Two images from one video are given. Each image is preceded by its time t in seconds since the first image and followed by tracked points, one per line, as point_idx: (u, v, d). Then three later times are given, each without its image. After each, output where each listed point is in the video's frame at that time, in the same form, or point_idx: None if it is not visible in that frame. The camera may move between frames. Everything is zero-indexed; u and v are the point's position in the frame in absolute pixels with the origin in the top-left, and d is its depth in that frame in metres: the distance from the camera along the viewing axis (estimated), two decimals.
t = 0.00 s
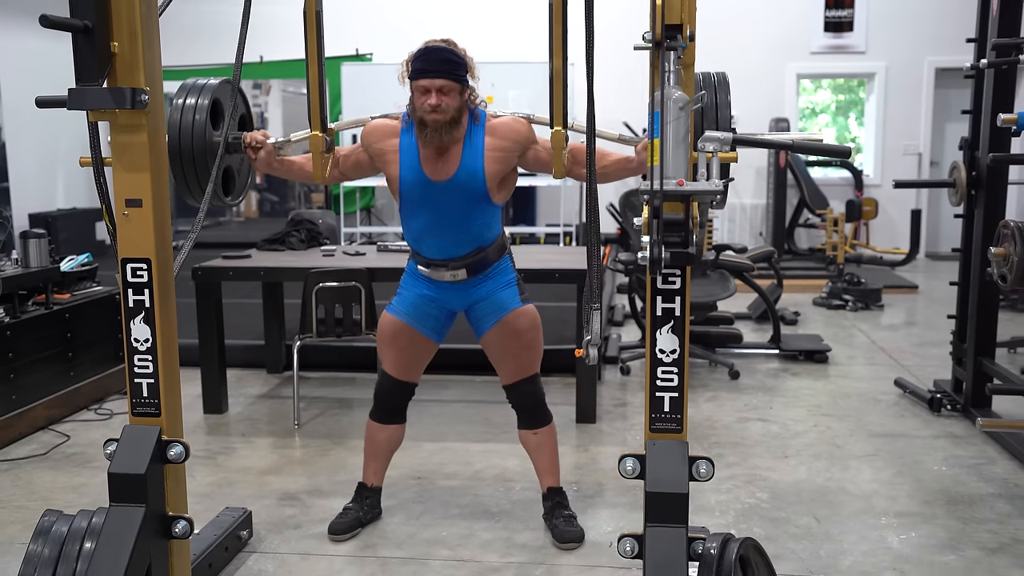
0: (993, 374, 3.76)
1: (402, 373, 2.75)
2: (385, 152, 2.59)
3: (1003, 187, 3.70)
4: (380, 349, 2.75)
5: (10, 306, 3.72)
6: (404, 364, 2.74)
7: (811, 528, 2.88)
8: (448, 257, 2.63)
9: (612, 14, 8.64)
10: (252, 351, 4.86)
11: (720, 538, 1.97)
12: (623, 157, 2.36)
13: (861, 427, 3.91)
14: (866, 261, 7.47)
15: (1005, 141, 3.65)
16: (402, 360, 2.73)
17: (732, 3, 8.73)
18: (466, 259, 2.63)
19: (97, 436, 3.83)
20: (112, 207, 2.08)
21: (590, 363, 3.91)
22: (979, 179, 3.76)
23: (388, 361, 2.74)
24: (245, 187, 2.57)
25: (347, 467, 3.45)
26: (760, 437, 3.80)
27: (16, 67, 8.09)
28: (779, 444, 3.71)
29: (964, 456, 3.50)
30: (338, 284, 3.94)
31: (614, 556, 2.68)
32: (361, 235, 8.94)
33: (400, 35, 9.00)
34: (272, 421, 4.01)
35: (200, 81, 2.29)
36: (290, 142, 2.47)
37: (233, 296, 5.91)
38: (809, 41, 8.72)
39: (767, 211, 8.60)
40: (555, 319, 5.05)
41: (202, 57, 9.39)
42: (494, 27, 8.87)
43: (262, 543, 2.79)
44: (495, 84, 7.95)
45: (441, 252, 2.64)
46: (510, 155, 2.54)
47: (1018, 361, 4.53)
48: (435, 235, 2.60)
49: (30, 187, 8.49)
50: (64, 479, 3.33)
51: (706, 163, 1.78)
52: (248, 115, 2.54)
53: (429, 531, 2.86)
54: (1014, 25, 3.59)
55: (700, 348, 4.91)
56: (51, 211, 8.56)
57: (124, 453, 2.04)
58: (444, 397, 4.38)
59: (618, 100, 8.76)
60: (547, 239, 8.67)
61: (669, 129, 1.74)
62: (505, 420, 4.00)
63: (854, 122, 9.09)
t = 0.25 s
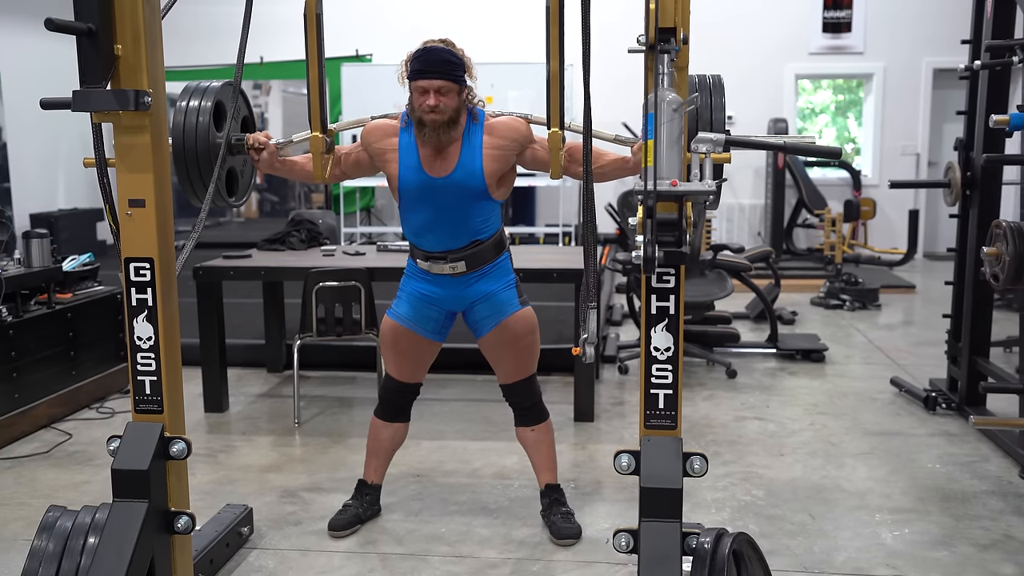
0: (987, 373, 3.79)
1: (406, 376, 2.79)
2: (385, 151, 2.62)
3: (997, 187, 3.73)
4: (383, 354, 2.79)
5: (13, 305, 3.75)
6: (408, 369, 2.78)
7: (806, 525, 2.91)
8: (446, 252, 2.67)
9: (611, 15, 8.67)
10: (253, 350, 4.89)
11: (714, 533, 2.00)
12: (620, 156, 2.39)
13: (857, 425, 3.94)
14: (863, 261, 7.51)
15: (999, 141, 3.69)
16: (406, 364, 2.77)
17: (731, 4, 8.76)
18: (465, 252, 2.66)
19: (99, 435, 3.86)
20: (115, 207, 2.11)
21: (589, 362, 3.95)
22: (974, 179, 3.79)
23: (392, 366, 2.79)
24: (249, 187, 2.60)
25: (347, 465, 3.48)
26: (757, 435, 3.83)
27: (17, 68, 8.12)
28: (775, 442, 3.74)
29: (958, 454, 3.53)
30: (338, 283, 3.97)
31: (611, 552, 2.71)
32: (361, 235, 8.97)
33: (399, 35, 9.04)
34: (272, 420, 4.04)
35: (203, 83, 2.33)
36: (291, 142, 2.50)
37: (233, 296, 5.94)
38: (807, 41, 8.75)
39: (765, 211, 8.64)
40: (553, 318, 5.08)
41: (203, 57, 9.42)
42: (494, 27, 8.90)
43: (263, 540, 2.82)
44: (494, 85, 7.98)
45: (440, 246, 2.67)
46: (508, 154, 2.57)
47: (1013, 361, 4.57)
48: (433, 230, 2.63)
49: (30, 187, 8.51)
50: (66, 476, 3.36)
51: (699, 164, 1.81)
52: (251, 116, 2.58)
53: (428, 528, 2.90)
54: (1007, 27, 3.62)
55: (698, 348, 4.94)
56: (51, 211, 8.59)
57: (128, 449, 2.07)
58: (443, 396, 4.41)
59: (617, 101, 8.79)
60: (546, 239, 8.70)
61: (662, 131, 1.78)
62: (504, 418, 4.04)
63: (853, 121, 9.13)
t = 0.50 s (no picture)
0: (981, 372, 3.82)
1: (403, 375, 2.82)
2: (385, 151, 2.65)
3: (992, 187, 3.76)
4: (380, 353, 2.82)
5: (15, 305, 3.78)
6: (405, 369, 2.81)
7: (801, 522, 2.94)
8: (444, 251, 2.69)
9: (609, 16, 8.70)
10: (253, 349, 4.92)
11: (707, 529, 2.03)
12: (618, 156, 2.42)
13: (852, 423, 3.97)
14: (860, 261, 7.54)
15: (994, 142, 3.71)
16: (404, 364, 2.80)
17: (729, 4, 8.79)
18: (463, 252, 2.69)
19: (100, 433, 3.89)
20: (117, 208, 2.14)
21: (586, 361, 3.97)
22: (968, 179, 3.82)
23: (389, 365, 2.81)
24: (250, 188, 2.63)
25: (346, 463, 3.51)
26: (753, 434, 3.86)
27: (17, 69, 8.14)
28: (772, 441, 3.77)
29: (953, 452, 3.56)
30: (337, 283, 4.00)
31: (607, 549, 2.74)
32: (360, 235, 8.99)
33: (398, 35, 9.06)
34: (272, 418, 4.07)
35: (205, 84, 2.35)
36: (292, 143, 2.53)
37: (232, 296, 5.97)
38: (805, 42, 8.78)
39: (764, 211, 8.67)
40: (551, 318, 5.11)
41: (202, 58, 9.44)
42: (492, 28, 8.92)
43: (263, 537, 2.85)
44: (493, 85, 8.00)
45: (438, 245, 2.69)
46: (506, 154, 2.60)
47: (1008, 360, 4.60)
48: (432, 230, 2.66)
49: (30, 187, 8.53)
50: (68, 474, 3.39)
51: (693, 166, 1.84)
52: (252, 118, 2.61)
53: (426, 525, 2.92)
54: (1001, 29, 3.65)
55: (696, 347, 4.97)
56: (51, 212, 8.61)
57: (130, 447, 2.10)
58: (441, 395, 4.44)
59: (616, 101, 8.82)
60: (545, 239, 8.72)
61: (657, 133, 1.80)
62: (502, 417, 4.07)
63: (851, 122, 9.17)
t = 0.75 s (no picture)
0: (977, 370, 3.84)
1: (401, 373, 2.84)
2: (384, 148, 2.66)
3: (987, 186, 3.78)
4: (378, 351, 2.84)
5: (15, 303, 3.80)
6: (403, 366, 2.83)
7: (796, 518, 2.96)
8: (442, 250, 2.71)
9: (608, 16, 8.72)
10: (252, 348, 4.94)
11: (702, 524, 2.05)
12: (615, 154, 2.44)
13: (849, 421, 4.00)
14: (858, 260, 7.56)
15: (989, 141, 3.73)
16: (402, 362, 2.82)
17: (727, 4, 8.81)
18: (461, 251, 2.72)
19: (100, 431, 3.91)
20: (118, 206, 2.16)
21: (584, 359, 3.99)
22: (964, 179, 3.84)
23: (386, 363, 2.83)
24: (249, 186, 2.65)
25: (345, 460, 3.53)
26: (750, 431, 3.88)
27: (17, 68, 8.16)
28: (768, 438, 3.79)
29: (948, 450, 3.59)
30: (336, 282, 4.02)
31: (604, 545, 2.76)
32: (359, 234, 9.01)
33: (396, 35, 9.08)
34: (271, 416, 4.09)
35: (205, 83, 2.37)
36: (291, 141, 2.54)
37: (232, 295, 5.99)
38: (803, 42, 8.80)
39: (762, 211, 8.70)
40: (549, 317, 5.13)
41: (202, 57, 9.46)
42: (491, 27, 8.94)
43: (262, 533, 2.87)
44: (492, 85, 8.02)
45: (436, 244, 2.71)
46: (504, 152, 2.62)
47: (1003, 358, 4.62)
48: (430, 228, 2.68)
49: (30, 187, 8.56)
50: (69, 471, 3.41)
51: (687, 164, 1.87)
52: (251, 117, 2.63)
53: (424, 521, 2.95)
54: (996, 28, 3.67)
55: (693, 345, 4.99)
56: (51, 211, 8.63)
57: (131, 442, 2.12)
58: (440, 393, 4.46)
59: (614, 100, 8.84)
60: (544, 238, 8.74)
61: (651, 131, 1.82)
62: (500, 415, 4.09)
63: (850, 121, 9.19)
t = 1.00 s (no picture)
0: (974, 370, 3.86)
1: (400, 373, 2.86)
2: (382, 149, 2.69)
3: (984, 186, 3.80)
4: (377, 351, 2.86)
5: (16, 303, 3.81)
6: (402, 366, 2.85)
7: (794, 517, 2.98)
8: (440, 249, 2.73)
9: (607, 16, 8.73)
10: (252, 348, 4.96)
11: (698, 522, 2.07)
12: (613, 155, 2.45)
13: (846, 420, 4.01)
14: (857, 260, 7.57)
15: (986, 142, 3.75)
16: (400, 361, 2.84)
17: (727, 5, 8.83)
18: (459, 249, 2.73)
19: (101, 430, 3.92)
20: (118, 207, 2.17)
21: (583, 358, 4.01)
22: (961, 179, 3.86)
23: (385, 363, 2.85)
24: (249, 186, 2.67)
25: (345, 459, 3.55)
26: (748, 431, 3.89)
27: (17, 68, 8.17)
28: (766, 437, 3.80)
29: (945, 449, 3.60)
30: (336, 282, 4.03)
31: (602, 543, 2.77)
32: (359, 234, 9.02)
33: (396, 36, 9.10)
34: (271, 416, 4.11)
35: (205, 84, 2.39)
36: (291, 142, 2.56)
37: (232, 295, 6.01)
38: (803, 42, 8.82)
39: (761, 211, 8.71)
40: (549, 317, 5.15)
41: (202, 57, 9.47)
42: (491, 28, 8.96)
43: (262, 532, 2.88)
44: (492, 85, 8.03)
45: (435, 242, 2.72)
46: (503, 152, 2.63)
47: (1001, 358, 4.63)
48: (429, 227, 2.69)
49: (31, 187, 8.57)
50: (70, 470, 3.42)
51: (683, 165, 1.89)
52: (251, 118, 2.64)
53: (423, 520, 2.96)
54: (993, 30, 3.69)
55: (692, 345, 5.01)
56: (52, 211, 8.64)
57: (131, 441, 2.14)
58: (439, 392, 4.48)
59: (614, 101, 8.86)
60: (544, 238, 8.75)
61: (647, 133, 1.84)
62: (499, 414, 4.10)
63: (850, 122, 9.20)
